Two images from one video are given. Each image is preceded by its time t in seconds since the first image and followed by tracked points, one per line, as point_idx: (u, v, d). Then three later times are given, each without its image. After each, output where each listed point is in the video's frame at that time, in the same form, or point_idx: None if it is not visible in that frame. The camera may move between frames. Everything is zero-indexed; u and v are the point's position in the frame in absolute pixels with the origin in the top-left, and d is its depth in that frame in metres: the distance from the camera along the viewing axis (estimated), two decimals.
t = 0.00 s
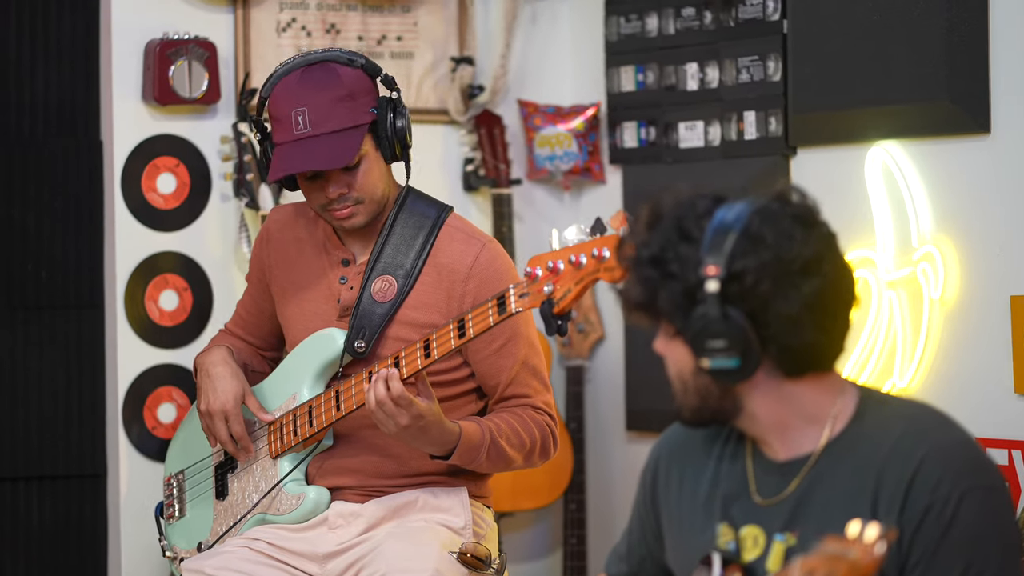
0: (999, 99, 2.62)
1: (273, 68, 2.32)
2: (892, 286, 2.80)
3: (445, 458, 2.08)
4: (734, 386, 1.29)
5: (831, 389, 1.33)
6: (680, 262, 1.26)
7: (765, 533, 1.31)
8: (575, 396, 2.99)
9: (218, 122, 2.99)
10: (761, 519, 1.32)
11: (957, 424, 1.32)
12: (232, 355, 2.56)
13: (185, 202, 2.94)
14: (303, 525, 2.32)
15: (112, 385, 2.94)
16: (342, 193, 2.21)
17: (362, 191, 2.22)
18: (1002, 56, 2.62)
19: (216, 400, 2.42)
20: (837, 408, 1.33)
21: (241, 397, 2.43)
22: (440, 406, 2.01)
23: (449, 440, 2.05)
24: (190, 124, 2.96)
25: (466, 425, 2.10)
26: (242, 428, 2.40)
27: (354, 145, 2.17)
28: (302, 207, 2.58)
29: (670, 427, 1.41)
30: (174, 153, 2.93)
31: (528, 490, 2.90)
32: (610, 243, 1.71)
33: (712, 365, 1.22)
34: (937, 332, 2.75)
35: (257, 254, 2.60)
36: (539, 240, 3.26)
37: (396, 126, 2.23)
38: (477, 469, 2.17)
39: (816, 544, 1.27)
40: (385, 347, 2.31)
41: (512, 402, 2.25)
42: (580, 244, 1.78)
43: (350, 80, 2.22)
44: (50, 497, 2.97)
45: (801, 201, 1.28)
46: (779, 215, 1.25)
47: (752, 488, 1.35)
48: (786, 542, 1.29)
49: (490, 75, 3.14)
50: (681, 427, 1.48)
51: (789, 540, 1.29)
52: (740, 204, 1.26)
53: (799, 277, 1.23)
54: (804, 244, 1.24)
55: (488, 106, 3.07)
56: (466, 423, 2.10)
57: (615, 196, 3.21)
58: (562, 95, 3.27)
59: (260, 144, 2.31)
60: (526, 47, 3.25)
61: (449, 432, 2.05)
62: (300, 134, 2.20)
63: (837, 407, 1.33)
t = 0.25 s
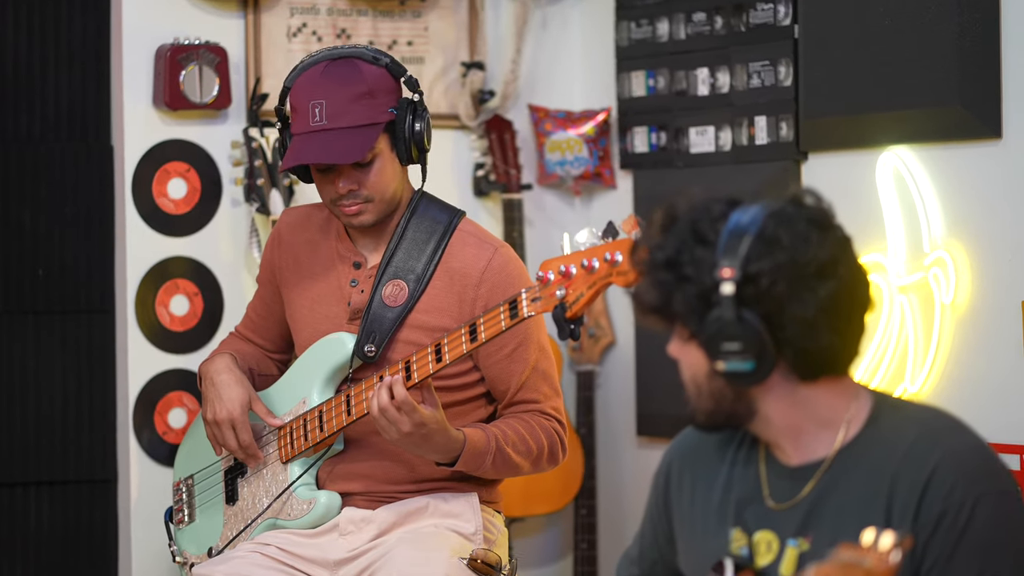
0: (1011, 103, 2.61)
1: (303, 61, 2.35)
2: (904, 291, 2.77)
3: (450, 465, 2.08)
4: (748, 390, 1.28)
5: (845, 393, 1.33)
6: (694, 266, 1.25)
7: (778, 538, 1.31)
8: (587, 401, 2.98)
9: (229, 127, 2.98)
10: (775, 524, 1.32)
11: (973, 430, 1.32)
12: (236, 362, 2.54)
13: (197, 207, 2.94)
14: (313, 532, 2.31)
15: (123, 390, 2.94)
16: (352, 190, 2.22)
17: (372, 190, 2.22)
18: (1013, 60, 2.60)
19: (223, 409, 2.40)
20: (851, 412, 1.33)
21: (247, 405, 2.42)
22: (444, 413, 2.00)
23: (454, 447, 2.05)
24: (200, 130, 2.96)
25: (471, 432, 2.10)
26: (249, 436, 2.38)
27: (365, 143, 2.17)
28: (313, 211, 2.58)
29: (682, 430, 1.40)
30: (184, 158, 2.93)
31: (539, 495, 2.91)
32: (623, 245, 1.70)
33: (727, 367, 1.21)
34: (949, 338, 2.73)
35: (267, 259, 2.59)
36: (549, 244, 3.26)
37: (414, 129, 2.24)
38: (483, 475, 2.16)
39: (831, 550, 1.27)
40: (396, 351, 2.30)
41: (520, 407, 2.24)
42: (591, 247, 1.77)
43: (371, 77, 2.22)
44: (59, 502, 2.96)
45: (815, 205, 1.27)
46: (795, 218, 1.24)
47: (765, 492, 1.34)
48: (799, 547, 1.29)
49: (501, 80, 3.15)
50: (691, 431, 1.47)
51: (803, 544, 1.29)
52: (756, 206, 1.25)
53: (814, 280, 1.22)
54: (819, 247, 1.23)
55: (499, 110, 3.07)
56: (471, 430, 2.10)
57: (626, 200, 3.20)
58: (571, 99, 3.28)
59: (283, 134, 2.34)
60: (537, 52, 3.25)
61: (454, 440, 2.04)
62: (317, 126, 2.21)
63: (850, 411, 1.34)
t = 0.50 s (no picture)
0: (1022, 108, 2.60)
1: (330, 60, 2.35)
2: (914, 296, 2.75)
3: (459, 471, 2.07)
4: (762, 397, 1.28)
5: (859, 400, 1.32)
6: (708, 272, 1.25)
7: (793, 544, 1.30)
8: (597, 407, 2.98)
9: (239, 132, 2.98)
10: (789, 530, 1.31)
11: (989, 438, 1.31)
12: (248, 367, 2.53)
13: (207, 212, 2.94)
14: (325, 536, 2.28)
15: (134, 396, 2.94)
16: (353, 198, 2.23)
17: (373, 201, 2.23)
18: None
19: (233, 415, 2.39)
20: (865, 418, 1.32)
21: (258, 411, 2.41)
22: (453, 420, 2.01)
23: (462, 455, 2.04)
24: (210, 135, 2.96)
25: (480, 439, 2.09)
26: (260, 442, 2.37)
27: (368, 155, 2.18)
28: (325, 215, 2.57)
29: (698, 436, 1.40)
30: (195, 163, 2.93)
31: (550, 500, 2.90)
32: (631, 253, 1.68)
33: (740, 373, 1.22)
34: (960, 342, 2.71)
35: (279, 263, 2.58)
36: (560, 249, 3.26)
37: (424, 147, 2.24)
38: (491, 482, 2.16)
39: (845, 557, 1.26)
40: (407, 357, 2.30)
41: (530, 414, 2.23)
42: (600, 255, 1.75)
43: (388, 89, 2.22)
44: (71, 508, 2.96)
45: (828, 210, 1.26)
46: (808, 225, 1.23)
47: (779, 498, 1.34)
48: (813, 553, 1.28)
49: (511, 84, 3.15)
50: (705, 436, 1.46)
51: (817, 551, 1.28)
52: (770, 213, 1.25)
53: (828, 286, 1.22)
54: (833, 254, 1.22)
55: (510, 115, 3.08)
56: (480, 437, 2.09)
57: (636, 205, 3.20)
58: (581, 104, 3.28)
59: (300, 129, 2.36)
60: (547, 57, 3.25)
61: (462, 446, 2.04)
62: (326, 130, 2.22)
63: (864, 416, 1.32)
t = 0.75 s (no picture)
0: None
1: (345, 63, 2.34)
2: (926, 301, 2.73)
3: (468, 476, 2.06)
4: (773, 403, 1.27)
5: (871, 406, 1.30)
6: (717, 279, 1.24)
7: (805, 550, 1.29)
8: (607, 412, 2.98)
9: (250, 137, 2.99)
10: (801, 536, 1.30)
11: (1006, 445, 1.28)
12: (259, 371, 2.52)
13: (217, 218, 2.94)
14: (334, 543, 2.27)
15: (144, 401, 2.94)
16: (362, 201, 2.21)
17: (381, 205, 2.21)
18: None
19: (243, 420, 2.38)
20: (877, 423, 1.30)
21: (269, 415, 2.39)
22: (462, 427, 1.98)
23: (470, 462, 2.03)
24: (220, 140, 2.96)
25: (488, 445, 2.08)
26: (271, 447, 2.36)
27: (375, 159, 2.16)
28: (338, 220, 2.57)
29: (709, 442, 1.39)
30: (204, 168, 2.93)
31: (561, 506, 2.90)
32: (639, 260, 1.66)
33: (755, 380, 1.21)
34: (971, 348, 2.67)
35: (292, 269, 2.58)
36: (570, 255, 3.26)
37: (434, 153, 2.22)
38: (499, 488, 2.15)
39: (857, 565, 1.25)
40: (418, 363, 2.29)
41: (540, 421, 2.22)
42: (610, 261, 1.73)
43: (399, 93, 2.20)
44: (81, 513, 2.96)
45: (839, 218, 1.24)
46: (818, 231, 1.22)
47: (792, 504, 1.33)
48: (825, 559, 1.27)
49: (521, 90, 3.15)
50: (717, 443, 1.46)
51: (829, 557, 1.27)
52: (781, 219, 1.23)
53: (839, 292, 1.20)
54: (843, 260, 1.21)
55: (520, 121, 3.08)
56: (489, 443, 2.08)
57: (646, 210, 3.20)
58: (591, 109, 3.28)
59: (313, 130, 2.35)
60: (557, 62, 3.25)
61: (472, 452, 2.02)
62: (336, 134, 2.22)
63: (877, 422, 1.30)
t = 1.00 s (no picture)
0: None
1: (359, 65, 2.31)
2: (937, 306, 2.69)
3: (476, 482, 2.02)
4: (786, 408, 1.22)
5: (884, 410, 1.25)
6: (733, 281, 1.19)
7: (817, 557, 1.23)
8: (617, 418, 2.98)
9: (260, 142, 2.99)
10: (814, 541, 1.24)
11: None
12: (268, 379, 2.48)
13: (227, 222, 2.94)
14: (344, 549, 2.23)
15: (154, 408, 2.94)
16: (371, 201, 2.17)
17: (390, 204, 2.17)
18: None
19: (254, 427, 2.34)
20: (890, 429, 1.25)
21: (280, 422, 2.36)
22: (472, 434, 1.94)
23: (480, 468, 1.99)
24: (231, 145, 2.95)
25: (497, 450, 2.05)
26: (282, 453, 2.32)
27: (383, 158, 2.12)
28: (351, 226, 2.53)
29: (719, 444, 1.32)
30: (215, 173, 2.93)
31: (570, 511, 2.90)
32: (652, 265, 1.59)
33: (766, 383, 1.16)
34: (982, 353, 2.64)
35: (300, 275, 2.55)
36: (581, 260, 3.26)
37: (444, 154, 2.17)
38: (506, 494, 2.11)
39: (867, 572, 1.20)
40: (428, 367, 2.24)
41: (548, 427, 2.19)
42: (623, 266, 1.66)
43: (410, 92, 2.16)
44: (93, 516, 2.97)
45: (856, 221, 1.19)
46: (834, 235, 1.17)
47: (803, 508, 1.26)
48: (836, 565, 1.22)
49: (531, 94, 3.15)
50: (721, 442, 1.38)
51: (840, 563, 1.22)
52: (797, 223, 1.19)
53: (854, 296, 1.16)
54: (858, 265, 1.17)
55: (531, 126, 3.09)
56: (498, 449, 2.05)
57: (656, 215, 3.21)
58: (602, 114, 3.29)
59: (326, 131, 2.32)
60: (568, 67, 3.25)
61: (481, 458, 1.99)
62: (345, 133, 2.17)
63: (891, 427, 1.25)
